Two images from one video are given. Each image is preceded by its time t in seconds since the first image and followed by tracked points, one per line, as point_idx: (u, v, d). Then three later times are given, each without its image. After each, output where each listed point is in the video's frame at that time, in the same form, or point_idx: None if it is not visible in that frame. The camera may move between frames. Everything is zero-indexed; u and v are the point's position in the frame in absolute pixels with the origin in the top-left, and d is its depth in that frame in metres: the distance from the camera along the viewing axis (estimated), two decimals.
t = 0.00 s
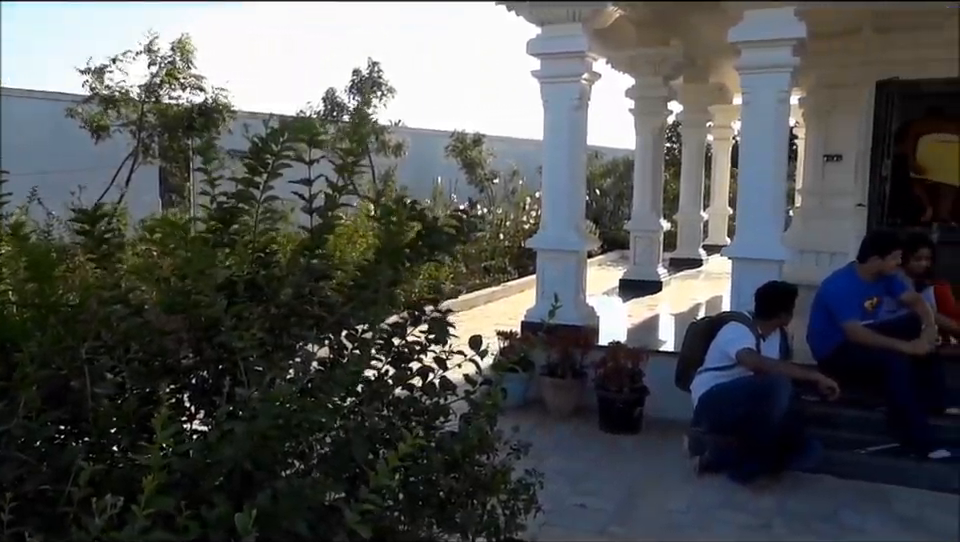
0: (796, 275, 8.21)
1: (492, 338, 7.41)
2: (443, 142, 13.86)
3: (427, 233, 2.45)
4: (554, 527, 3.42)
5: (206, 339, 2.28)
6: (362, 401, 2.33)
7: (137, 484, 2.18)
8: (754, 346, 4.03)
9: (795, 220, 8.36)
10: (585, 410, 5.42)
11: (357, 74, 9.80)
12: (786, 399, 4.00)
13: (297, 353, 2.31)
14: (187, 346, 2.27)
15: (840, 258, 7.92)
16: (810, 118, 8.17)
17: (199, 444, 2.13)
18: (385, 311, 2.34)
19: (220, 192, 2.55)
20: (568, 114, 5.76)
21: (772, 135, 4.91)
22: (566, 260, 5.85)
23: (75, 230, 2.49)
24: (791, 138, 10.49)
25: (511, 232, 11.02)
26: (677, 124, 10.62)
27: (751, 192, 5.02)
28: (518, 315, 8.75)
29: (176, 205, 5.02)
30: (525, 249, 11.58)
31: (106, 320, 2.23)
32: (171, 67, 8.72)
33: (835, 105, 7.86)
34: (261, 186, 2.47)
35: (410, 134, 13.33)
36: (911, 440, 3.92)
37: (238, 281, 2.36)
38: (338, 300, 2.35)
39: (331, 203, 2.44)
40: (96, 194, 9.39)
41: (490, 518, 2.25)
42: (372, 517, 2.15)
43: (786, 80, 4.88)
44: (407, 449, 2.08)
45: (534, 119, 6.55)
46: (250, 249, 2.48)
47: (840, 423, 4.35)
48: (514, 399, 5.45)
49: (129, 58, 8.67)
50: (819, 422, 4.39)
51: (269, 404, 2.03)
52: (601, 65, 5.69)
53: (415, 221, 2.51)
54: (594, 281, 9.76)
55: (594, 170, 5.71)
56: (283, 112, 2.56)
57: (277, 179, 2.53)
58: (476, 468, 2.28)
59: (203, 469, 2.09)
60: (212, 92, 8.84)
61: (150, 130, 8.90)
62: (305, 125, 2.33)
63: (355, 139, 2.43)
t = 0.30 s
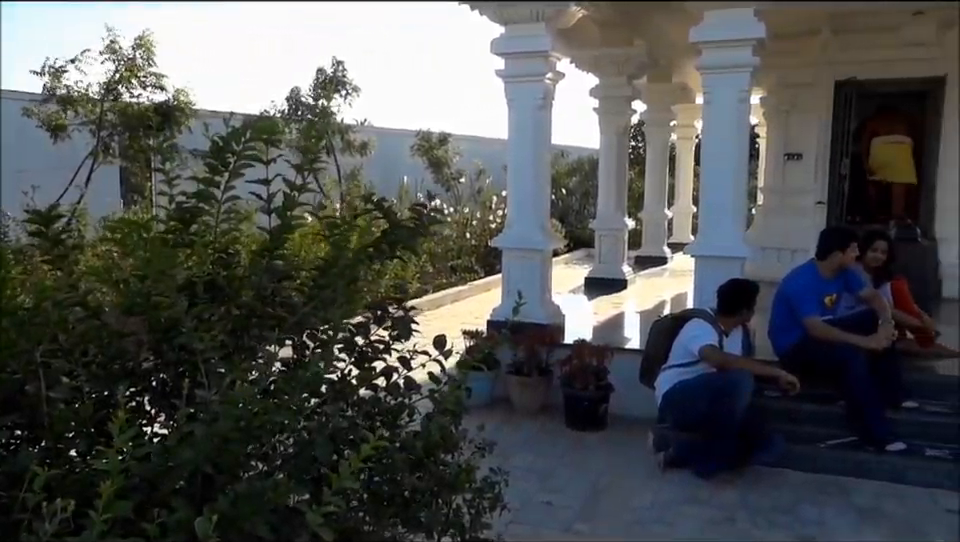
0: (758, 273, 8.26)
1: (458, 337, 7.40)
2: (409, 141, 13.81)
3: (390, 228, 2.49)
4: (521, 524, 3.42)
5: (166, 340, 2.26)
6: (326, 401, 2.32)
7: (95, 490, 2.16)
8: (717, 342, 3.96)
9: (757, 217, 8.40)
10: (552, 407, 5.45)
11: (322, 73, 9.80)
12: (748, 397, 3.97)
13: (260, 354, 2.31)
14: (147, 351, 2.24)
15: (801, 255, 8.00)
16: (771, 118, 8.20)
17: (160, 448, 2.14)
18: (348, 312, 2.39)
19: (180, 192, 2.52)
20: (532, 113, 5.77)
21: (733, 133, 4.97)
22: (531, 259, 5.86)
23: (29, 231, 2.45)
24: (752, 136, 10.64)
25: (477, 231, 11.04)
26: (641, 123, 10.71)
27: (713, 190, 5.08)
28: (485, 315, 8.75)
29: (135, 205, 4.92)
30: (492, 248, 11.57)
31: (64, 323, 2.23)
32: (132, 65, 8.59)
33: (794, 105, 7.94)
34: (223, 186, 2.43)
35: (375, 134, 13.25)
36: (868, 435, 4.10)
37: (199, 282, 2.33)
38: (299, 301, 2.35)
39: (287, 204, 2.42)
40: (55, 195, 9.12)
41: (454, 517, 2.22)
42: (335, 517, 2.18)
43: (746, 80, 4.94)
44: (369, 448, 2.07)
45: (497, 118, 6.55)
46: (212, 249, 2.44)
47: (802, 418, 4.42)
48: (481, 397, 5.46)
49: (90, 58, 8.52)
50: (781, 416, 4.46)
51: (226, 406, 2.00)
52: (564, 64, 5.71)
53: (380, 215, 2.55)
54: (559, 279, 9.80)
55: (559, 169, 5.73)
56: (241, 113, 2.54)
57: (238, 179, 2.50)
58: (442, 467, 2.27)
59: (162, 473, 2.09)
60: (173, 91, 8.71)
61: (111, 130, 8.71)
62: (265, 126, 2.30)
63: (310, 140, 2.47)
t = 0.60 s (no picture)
0: (723, 271, 8.36)
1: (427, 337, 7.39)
2: (377, 141, 13.75)
3: (357, 233, 2.49)
4: (488, 524, 3.42)
5: (129, 341, 2.21)
6: (290, 403, 2.31)
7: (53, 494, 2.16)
8: (682, 340, 4.00)
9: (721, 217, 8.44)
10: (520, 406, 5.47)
11: (287, 72, 9.75)
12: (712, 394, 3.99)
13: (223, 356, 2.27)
14: (106, 354, 2.20)
15: (765, 254, 8.11)
16: (735, 118, 8.30)
17: (118, 451, 2.09)
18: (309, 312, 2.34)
19: (142, 193, 2.49)
20: (498, 113, 5.77)
21: (698, 133, 5.02)
22: (498, 258, 5.86)
23: None
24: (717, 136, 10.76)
25: (445, 231, 11.03)
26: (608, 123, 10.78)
27: (677, 190, 5.14)
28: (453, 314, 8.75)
29: (96, 206, 4.84)
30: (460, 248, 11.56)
31: (21, 326, 2.24)
32: (92, 62, 8.40)
33: (758, 105, 8.05)
34: (187, 186, 2.41)
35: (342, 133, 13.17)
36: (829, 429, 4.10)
37: (162, 283, 2.32)
38: (263, 301, 2.31)
39: (248, 205, 2.41)
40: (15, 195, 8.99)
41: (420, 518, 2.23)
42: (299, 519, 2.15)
43: (709, 80, 4.99)
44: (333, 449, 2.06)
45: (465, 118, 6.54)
46: (176, 247, 2.39)
47: (766, 414, 4.49)
48: (449, 397, 5.45)
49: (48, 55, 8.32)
50: (745, 413, 4.52)
51: (187, 408, 1.96)
52: (530, 64, 5.72)
53: (348, 217, 2.55)
54: (527, 278, 9.82)
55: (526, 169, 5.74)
56: (204, 113, 2.52)
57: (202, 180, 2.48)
58: (407, 467, 2.27)
59: (122, 477, 2.06)
60: (135, 90, 8.56)
61: (71, 128, 8.52)
62: (231, 127, 2.32)
63: (274, 140, 2.46)
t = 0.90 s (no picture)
0: (693, 269, 8.42)
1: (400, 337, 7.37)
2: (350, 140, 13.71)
3: (328, 234, 2.49)
4: (461, 522, 3.43)
5: (93, 346, 2.22)
6: (258, 404, 2.34)
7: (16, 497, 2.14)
8: (653, 337, 4.02)
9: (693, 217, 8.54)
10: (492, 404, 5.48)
11: (258, 70, 9.71)
12: (682, 395, 3.99)
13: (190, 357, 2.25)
14: (74, 356, 2.25)
15: (736, 251, 8.16)
16: (705, 118, 8.40)
17: (83, 455, 2.06)
18: (280, 312, 2.34)
19: (108, 192, 2.46)
20: (469, 112, 5.77)
21: (667, 131, 5.07)
22: (471, 256, 5.84)
23: None
24: (687, 136, 10.86)
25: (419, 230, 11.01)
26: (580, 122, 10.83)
27: (648, 189, 5.17)
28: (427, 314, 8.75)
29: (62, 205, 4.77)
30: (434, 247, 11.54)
31: None
32: (56, 59, 8.29)
33: (727, 105, 8.15)
34: (154, 185, 2.39)
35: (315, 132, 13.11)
36: (795, 424, 4.23)
37: (128, 284, 2.31)
38: (231, 302, 2.29)
39: (216, 203, 2.35)
40: None
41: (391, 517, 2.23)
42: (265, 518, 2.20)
43: (678, 80, 5.04)
44: (301, 448, 2.04)
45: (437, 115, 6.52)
46: (142, 249, 2.38)
47: (735, 410, 4.53)
48: (422, 396, 5.44)
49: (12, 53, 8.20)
50: (715, 410, 4.56)
51: (152, 411, 1.93)
52: (501, 63, 5.73)
53: (319, 217, 2.54)
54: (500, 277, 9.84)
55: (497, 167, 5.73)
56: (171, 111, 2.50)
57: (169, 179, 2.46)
58: (378, 465, 2.25)
59: (86, 480, 2.04)
60: (102, 88, 8.46)
61: (36, 127, 8.40)
62: (196, 124, 2.29)
63: (241, 137, 2.43)
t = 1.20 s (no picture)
0: (663, 268, 8.48)
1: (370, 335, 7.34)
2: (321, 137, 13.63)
3: (297, 231, 2.48)
4: (431, 519, 3.43)
5: (55, 345, 2.19)
6: (225, 402, 2.32)
7: None
8: (622, 336, 4.05)
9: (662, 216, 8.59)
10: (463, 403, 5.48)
11: (228, 65, 9.61)
12: (651, 393, 4.03)
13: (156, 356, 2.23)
14: (35, 355, 2.21)
15: (705, 250, 8.24)
16: (675, 118, 8.44)
17: (45, 455, 2.03)
18: (248, 310, 2.35)
19: (71, 188, 2.43)
20: (441, 109, 5.75)
21: (637, 130, 5.10)
22: (442, 254, 5.83)
23: None
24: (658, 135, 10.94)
25: (391, 228, 10.94)
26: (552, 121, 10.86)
27: (618, 187, 5.20)
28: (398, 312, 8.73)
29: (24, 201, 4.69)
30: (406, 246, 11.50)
31: None
32: (20, 51, 8.13)
33: (696, 105, 8.21)
34: (119, 181, 2.36)
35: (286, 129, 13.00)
36: (761, 422, 4.29)
37: (92, 282, 2.28)
38: (198, 300, 2.28)
39: (183, 200, 2.34)
40: None
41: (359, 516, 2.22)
42: (231, 518, 2.17)
43: (648, 80, 5.08)
44: (269, 447, 2.03)
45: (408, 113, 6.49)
46: (106, 247, 2.35)
47: (703, 407, 4.58)
48: (393, 394, 5.43)
49: None
50: (684, 407, 4.60)
51: (115, 411, 1.91)
52: (473, 61, 5.73)
53: (288, 215, 2.53)
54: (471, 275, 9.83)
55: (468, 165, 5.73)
56: (138, 106, 2.47)
57: (135, 175, 2.43)
58: (347, 464, 2.25)
59: (48, 480, 2.01)
60: (67, 82, 8.31)
61: None
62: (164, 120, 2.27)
63: (208, 133, 2.41)
